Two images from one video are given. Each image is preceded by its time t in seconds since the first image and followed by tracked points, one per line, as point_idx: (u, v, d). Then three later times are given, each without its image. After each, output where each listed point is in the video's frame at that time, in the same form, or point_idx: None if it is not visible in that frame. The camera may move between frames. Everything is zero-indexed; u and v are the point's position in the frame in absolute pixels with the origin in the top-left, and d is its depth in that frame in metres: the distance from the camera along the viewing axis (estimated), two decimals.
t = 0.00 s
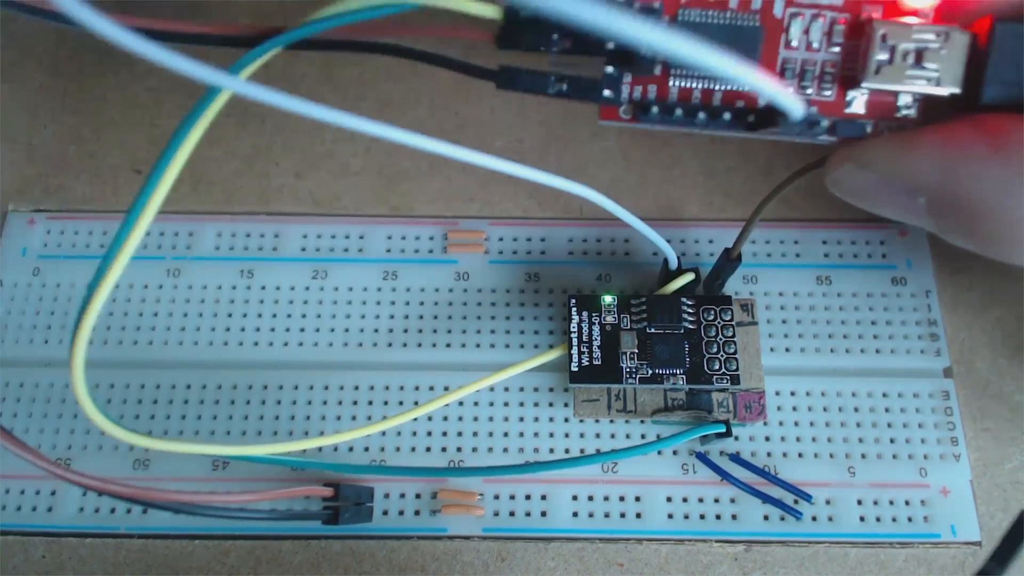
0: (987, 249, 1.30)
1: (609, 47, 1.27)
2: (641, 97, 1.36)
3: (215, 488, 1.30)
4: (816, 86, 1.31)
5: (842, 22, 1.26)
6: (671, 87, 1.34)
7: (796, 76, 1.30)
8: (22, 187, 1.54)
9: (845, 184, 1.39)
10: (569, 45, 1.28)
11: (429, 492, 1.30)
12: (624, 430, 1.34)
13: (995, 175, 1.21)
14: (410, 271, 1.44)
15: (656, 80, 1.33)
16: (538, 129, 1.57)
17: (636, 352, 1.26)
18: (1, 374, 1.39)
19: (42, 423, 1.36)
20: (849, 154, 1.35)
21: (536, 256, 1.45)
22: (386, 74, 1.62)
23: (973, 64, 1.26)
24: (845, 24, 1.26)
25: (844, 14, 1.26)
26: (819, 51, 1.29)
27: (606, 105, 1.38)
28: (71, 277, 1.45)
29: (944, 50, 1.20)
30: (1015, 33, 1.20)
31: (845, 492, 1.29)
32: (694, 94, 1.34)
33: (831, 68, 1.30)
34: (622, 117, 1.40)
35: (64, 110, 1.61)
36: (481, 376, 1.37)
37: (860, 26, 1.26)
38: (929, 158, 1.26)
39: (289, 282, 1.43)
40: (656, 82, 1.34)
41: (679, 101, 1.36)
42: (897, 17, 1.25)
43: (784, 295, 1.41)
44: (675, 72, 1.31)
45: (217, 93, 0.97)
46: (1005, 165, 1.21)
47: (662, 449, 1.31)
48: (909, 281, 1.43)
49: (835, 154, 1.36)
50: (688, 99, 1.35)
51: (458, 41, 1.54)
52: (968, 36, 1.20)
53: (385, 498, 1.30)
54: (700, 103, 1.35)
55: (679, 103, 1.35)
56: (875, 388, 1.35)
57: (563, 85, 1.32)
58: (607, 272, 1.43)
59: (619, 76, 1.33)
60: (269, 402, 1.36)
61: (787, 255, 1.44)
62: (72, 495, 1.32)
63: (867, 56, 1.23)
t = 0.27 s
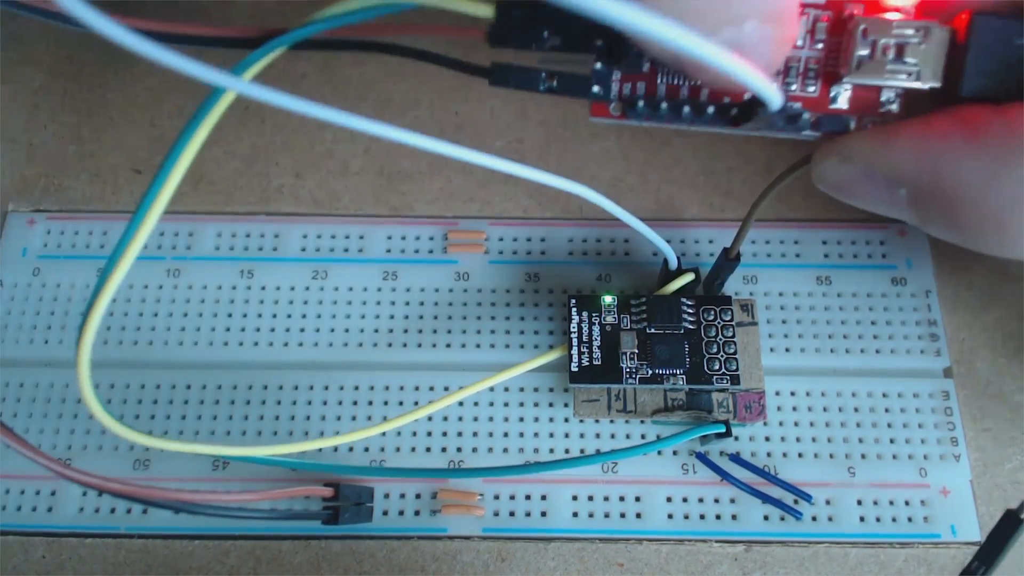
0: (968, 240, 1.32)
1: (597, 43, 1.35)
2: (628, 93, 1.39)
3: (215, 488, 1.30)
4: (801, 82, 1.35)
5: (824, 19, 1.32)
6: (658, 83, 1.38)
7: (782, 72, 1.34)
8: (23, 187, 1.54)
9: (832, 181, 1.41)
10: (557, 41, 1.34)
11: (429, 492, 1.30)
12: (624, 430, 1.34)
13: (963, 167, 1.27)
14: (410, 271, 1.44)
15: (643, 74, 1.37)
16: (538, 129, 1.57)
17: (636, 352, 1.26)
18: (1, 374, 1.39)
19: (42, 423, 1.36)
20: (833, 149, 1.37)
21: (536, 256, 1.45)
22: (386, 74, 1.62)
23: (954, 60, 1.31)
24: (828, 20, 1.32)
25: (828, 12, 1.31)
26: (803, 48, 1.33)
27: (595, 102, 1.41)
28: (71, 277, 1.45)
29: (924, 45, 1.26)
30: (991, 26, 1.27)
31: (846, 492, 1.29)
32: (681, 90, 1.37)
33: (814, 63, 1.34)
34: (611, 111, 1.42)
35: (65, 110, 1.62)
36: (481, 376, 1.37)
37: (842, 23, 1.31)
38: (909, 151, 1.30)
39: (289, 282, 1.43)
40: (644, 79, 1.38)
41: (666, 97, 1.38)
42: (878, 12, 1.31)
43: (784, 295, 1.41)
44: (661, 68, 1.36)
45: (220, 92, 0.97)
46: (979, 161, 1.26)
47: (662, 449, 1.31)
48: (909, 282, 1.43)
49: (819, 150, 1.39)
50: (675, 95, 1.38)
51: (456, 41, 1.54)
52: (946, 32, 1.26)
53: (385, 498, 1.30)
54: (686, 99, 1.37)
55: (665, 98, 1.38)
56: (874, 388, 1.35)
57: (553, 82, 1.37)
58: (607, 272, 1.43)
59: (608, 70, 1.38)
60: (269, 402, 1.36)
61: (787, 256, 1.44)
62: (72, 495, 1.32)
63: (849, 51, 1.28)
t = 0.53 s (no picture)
0: (958, 247, 1.34)
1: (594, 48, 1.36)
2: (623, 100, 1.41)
3: (215, 488, 1.30)
4: (795, 88, 1.36)
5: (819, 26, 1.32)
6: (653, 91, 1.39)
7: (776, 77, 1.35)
8: (22, 187, 1.54)
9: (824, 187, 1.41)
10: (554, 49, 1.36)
11: (429, 492, 1.30)
12: (624, 429, 1.34)
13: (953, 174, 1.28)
14: (410, 271, 1.44)
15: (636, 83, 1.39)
16: (538, 129, 1.57)
17: (636, 352, 1.26)
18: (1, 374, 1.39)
19: (42, 423, 1.36)
20: (825, 154, 1.39)
21: (536, 256, 1.45)
22: (386, 74, 1.62)
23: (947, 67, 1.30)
24: (823, 27, 1.32)
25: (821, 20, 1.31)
26: (798, 54, 1.34)
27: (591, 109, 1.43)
28: (71, 277, 1.45)
29: (917, 54, 1.27)
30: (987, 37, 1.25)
31: (846, 492, 1.29)
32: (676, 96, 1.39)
33: (808, 70, 1.34)
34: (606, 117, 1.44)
35: (65, 110, 1.62)
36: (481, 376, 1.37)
37: (837, 30, 1.31)
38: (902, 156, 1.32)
39: (289, 283, 1.43)
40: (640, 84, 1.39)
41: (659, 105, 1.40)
42: (873, 21, 1.31)
43: (784, 295, 1.41)
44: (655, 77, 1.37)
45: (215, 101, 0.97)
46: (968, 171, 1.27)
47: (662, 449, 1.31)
48: (909, 282, 1.43)
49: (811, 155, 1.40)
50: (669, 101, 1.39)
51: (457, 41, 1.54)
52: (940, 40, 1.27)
53: (385, 499, 1.30)
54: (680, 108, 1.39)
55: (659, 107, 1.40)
56: (874, 388, 1.35)
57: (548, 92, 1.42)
58: (607, 272, 1.43)
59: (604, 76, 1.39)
60: (269, 402, 1.36)
61: (787, 255, 1.44)
62: (72, 495, 1.32)
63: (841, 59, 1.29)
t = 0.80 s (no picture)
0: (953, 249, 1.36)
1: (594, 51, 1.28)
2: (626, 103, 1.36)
3: (215, 488, 1.30)
4: (795, 89, 1.31)
5: (822, 26, 1.25)
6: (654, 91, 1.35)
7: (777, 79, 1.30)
8: (22, 187, 1.54)
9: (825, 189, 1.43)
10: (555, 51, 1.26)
11: (429, 492, 1.30)
12: (624, 429, 1.34)
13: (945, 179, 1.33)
14: (410, 271, 1.44)
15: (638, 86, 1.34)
16: (538, 129, 1.57)
17: (636, 352, 1.26)
18: (1, 374, 1.39)
19: (42, 423, 1.36)
20: (823, 157, 1.40)
21: (536, 256, 1.45)
22: (386, 74, 1.62)
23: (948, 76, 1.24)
24: (825, 29, 1.26)
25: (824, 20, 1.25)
26: (800, 55, 1.28)
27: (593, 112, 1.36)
28: (71, 277, 1.45)
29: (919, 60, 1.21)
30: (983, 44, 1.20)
31: (846, 492, 1.29)
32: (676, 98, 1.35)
33: (810, 72, 1.29)
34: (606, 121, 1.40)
35: (65, 110, 1.62)
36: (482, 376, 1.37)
37: (841, 32, 1.25)
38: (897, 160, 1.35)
39: (289, 283, 1.43)
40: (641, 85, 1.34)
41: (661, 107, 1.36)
42: (877, 25, 1.25)
43: (784, 295, 1.41)
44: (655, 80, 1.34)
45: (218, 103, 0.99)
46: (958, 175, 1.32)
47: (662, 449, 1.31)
48: (909, 282, 1.43)
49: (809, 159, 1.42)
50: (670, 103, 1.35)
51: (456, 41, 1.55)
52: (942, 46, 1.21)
53: (385, 498, 1.30)
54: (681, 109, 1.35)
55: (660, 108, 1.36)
56: (875, 388, 1.35)
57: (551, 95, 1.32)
58: (607, 272, 1.43)
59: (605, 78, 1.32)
60: (269, 402, 1.36)
61: (787, 255, 1.44)
62: (72, 495, 1.32)
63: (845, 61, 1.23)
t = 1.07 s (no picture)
0: (928, 264, 1.35)
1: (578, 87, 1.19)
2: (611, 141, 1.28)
3: (215, 488, 1.30)
4: (771, 118, 1.25)
5: (796, 58, 1.20)
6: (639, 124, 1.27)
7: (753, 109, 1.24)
8: (23, 187, 1.54)
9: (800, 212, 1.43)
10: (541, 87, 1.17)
11: (429, 492, 1.30)
12: (624, 430, 1.34)
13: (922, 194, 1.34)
14: (410, 271, 1.44)
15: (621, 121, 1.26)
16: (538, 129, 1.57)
17: (636, 352, 1.26)
18: (1, 374, 1.39)
19: (42, 423, 1.36)
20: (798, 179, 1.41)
21: (536, 256, 1.45)
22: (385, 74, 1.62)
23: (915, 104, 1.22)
24: (798, 61, 1.20)
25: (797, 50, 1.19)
26: (773, 86, 1.22)
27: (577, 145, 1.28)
28: (71, 277, 1.45)
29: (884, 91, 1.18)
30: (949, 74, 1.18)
31: (846, 492, 1.29)
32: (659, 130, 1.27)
33: (783, 102, 1.23)
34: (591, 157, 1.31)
35: (65, 110, 1.62)
36: (482, 376, 1.37)
37: (813, 64, 1.19)
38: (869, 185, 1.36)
39: (289, 282, 1.43)
40: (624, 118, 1.26)
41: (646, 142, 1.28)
42: (847, 58, 1.20)
43: (784, 295, 1.41)
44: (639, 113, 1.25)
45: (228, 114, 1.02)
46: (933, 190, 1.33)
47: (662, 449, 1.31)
48: (909, 282, 1.43)
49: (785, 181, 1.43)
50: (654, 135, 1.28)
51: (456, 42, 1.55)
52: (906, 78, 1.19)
53: (386, 498, 1.30)
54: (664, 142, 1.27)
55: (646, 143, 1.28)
56: (875, 388, 1.35)
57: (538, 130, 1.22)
58: (607, 272, 1.43)
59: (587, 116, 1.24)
60: (269, 402, 1.36)
61: (787, 255, 1.44)
62: (72, 495, 1.32)
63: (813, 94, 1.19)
